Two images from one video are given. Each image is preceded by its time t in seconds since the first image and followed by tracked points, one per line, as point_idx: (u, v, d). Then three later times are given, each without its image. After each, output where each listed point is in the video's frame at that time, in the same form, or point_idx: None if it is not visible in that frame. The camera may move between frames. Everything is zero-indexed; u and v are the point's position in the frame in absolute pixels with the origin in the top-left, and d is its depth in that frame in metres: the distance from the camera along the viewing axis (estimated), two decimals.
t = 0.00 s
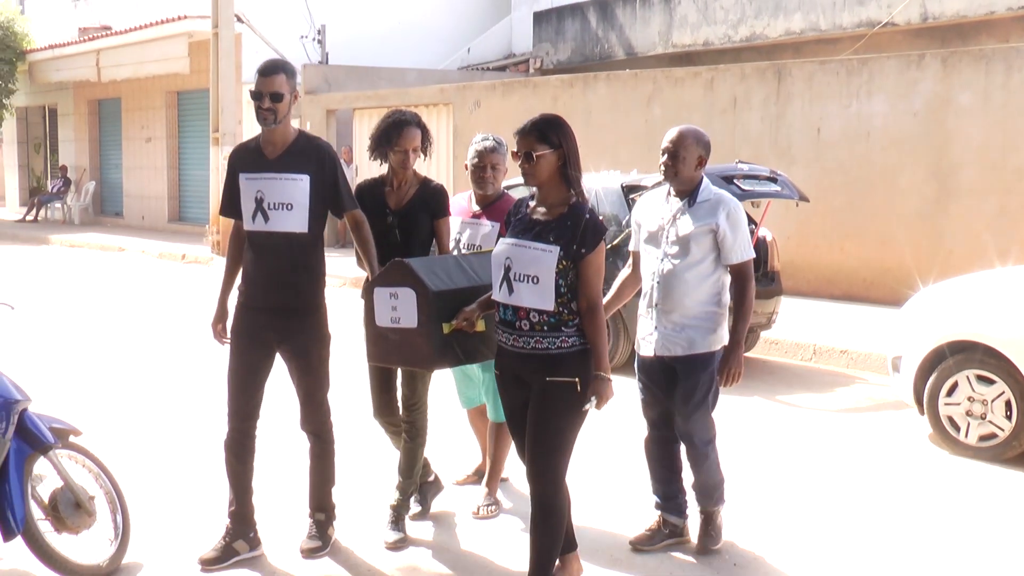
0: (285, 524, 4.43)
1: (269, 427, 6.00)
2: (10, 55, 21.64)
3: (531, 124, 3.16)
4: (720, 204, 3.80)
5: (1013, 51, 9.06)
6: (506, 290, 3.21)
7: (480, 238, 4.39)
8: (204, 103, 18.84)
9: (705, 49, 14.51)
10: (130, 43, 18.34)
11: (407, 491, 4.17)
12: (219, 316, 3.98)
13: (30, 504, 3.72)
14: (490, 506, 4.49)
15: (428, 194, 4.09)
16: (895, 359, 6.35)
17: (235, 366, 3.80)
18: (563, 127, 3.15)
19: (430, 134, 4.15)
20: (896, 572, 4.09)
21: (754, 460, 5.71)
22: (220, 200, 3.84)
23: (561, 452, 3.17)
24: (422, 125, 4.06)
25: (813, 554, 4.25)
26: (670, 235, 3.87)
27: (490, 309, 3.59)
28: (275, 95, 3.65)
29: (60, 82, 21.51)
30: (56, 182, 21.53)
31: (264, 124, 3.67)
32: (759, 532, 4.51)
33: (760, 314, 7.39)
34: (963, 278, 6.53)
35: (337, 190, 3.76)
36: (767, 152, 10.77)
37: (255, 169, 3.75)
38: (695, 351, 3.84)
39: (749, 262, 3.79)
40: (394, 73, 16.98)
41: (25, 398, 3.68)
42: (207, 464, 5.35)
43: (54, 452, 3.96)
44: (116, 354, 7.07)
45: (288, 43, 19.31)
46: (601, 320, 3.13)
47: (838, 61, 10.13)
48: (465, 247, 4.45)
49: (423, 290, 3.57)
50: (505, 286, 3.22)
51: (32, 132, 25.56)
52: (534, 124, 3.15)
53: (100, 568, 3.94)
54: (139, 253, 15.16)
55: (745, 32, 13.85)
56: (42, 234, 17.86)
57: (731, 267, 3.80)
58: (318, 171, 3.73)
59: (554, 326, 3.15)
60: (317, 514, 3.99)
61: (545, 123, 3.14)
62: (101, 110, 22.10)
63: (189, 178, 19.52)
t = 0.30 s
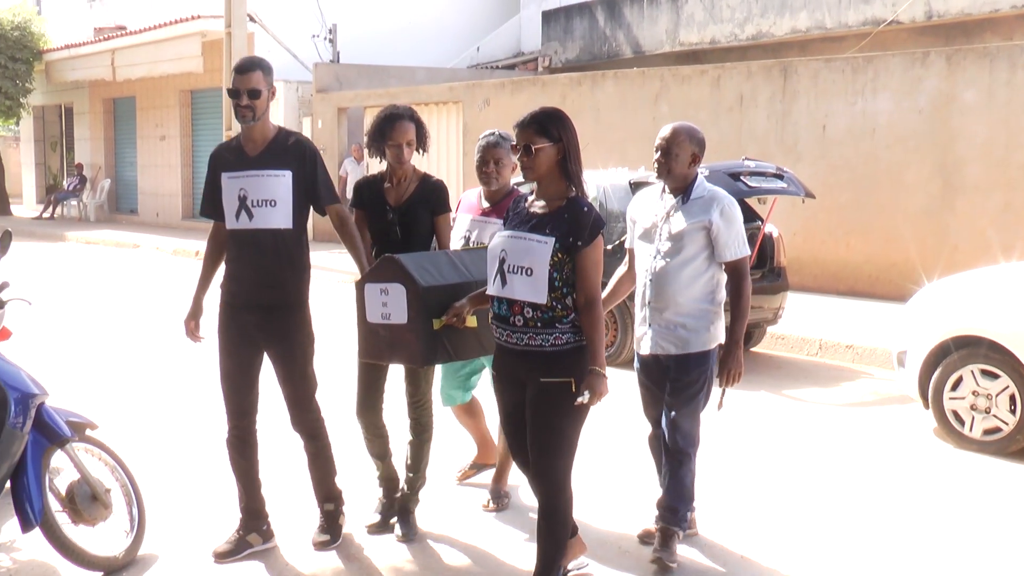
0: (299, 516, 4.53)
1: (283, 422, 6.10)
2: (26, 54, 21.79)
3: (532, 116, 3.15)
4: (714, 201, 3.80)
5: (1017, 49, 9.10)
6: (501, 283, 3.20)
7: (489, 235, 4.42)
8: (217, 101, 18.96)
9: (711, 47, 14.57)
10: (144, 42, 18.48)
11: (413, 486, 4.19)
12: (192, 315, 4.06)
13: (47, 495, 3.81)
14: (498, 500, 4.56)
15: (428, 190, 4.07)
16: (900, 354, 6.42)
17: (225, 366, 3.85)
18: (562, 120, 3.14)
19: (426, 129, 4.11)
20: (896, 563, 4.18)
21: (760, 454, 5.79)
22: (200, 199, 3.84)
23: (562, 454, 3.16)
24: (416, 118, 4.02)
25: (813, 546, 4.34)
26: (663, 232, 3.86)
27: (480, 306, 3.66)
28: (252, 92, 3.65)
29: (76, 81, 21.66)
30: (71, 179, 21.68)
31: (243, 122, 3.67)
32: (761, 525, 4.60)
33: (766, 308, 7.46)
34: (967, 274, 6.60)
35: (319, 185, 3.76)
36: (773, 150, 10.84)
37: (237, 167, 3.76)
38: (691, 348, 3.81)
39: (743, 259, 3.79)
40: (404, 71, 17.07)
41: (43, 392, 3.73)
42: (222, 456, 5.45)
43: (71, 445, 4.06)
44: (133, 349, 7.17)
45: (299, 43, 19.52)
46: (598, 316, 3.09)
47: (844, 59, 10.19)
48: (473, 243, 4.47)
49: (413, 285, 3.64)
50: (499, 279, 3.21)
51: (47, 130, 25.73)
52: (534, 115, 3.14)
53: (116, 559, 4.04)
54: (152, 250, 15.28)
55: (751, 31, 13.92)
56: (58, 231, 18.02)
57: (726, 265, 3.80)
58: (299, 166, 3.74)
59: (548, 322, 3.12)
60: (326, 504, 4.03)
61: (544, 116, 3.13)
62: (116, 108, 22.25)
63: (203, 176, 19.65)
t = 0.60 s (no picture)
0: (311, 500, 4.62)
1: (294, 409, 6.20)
2: (43, 46, 21.93)
3: (529, 106, 3.11)
4: (710, 194, 3.74)
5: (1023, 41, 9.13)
6: (502, 279, 3.17)
7: (487, 227, 4.41)
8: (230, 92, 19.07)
9: (719, 40, 14.62)
10: (158, 34, 18.60)
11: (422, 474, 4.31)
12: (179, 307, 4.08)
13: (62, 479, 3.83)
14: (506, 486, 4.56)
15: (421, 179, 4.08)
16: (905, 343, 6.49)
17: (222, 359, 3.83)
18: (561, 110, 3.09)
19: (415, 118, 4.10)
20: (895, 547, 4.26)
21: (764, 441, 5.86)
22: (188, 188, 3.87)
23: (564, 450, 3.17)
24: (402, 108, 4.01)
25: (815, 532, 4.41)
26: (657, 224, 3.82)
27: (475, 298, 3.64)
28: (241, 82, 3.67)
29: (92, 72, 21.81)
30: (87, 169, 21.79)
31: (231, 112, 3.69)
32: (764, 511, 4.68)
33: (772, 298, 7.53)
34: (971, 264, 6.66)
35: (307, 177, 3.76)
36: (780, 141, 10.90)
37: (225, 158, 3.77)
38: (681, 343, 3.79)
39: (740, 254, 3.72)
40: (415, 64, 17.16)
41: (59, 378, 3.68)
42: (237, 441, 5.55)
43: (87, 431, 4.16)
44: (148, 335, 7.27)
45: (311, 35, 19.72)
46: (592, 312, 3.02)
47: (850, 51, 10.24)
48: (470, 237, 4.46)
49: (408, 276, 3.61)
50: (501, 275, 3.18)
51: (63, 121, 25.90)
52: (532, 107, 3.10)
53: (131, 543, 4.16)
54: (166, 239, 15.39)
55: (758, 23, 13.96)
56: (74, 220, 18.14)
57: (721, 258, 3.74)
58: (288, 157, 3.74)
59: (553, 317, 3.10)
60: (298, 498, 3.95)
61: (542, 107, 3.08)
62: (131, 100, 22.38)
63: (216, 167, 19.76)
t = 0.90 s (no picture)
0: (330, 495, 4.70)
1: (314, 408, 6.29)
2: (65, 48, 22.16)
3: (530, 106, 3.01)
4: (711, 193, 3.67)
5: None
6: (508, 283, 3.04)
7: (481, 232, 4.30)
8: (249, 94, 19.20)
9: (732, 41, 14.67)
10: (178, 36, 18.78)
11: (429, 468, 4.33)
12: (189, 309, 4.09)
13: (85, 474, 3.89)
14: (523, 482, 4.56)
15: (415, 179, 4.03)
16: (916, 341, 6.54)
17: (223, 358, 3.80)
18: (563, 110, 3.00)
19: (404, 118, 4.04)
20: (902, 540, 4.35)
21: (776, 439, 5.91)
22: (194, 188, 3.86)
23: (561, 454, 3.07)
24: (392, 107, 3.96)
25: (827, 528, 4.49)
26: (661, 227, 3.76)
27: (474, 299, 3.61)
28: (243, 85, 3.60)
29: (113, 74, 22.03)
30: (109, 170, 21.98)
31: (233, 114, 3.64)
32: (775, 510, 4.73)
33: (784, 297, 7.59)
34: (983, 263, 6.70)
35: (307, 181, 3.71)
36: (792, 141, 10.96)
37: (226, 160, 3.74)
38: (687, 346, 3.72)
39: (745, 252, 3.63)
40: (430, 65, 17.28)
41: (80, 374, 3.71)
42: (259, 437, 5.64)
43: (109, 427, 4.25)
44: (170, 333, 7.38)
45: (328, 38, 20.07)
46: (599, 315, 2.96)
47: (862, 52, 10.28)
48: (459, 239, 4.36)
49: (407, 278, 3.60)
50: (507, 279, 3.05)
51: (85, 122, 26.18)
52: (533, 107, 3.00)
53: (151, 537, 4.25)
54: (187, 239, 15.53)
55: (770, 24, 14.01)
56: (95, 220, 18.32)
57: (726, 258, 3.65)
58: (288, 160, 3.69)
59: (563, 320, 2.99)
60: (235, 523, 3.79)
61: (545, 106, 2.98)
62: (151, 101, 22.57)
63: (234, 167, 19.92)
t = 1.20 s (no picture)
0: (353, 491, 4.79)
1: (339, 405, 6.40)
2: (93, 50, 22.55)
3: (528, 111, 2.97)
4: (713, 195, 3.66)
5: None
6: (504, 288, 2.99)
7: (472, 229, 4.31)
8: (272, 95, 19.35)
9: (750, 42, 14.72)
10: (203, 38, 18.97)
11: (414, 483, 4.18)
12: (202, 304, 4.03)
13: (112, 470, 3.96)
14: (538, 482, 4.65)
15: (420, 179, 4.01)
16: (933, 340, 6.58)
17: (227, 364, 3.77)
18: (561, 114, 2.96)
19: (410, 117, 4.01)
20: (918, 538, 4.40)
21: (792, 437, 5.98)
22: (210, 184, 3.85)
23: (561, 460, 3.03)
24: (397, 106, 3.93)
25: (841, 526, 4.54)
26: (663, 230, 3.75)
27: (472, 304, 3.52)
28: (256, 83, 3.58)
29: (139, 76, 22.26)
30: (135, 169, 22.20)
31: (245, 111, 3.62)
32: (793, 507, 4.80)
33: (800, 296, 7.64)
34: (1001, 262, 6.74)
35: (315, 183, 3.66)
36: (809, 141, 11.01)
37: (237, 157, 3.71)
38: (693, 350, 3.73)
39: (747, 254, 3.64)
40: (451, 67, 17.40)
41: (106, 370, 3.78)
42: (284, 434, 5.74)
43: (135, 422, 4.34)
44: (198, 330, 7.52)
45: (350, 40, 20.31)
46: (603, 323, 2.94)
47: (879, 52, 10.32)
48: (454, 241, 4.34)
49: (405, 284, 3.57)
50: (502, 284, 3.00)
51: (112, 122, 26.48)
52: (530, 111, 2.97)
53: (177, 531, 4.34)
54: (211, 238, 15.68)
55: (788, 26, 14.05)
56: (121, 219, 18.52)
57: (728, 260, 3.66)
58: (297, 161, 3.64)
59: (560, 327, 2.94)
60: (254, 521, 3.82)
61: (541, 110, 2.95)
62: (176, 102, 22.79)
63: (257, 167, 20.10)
